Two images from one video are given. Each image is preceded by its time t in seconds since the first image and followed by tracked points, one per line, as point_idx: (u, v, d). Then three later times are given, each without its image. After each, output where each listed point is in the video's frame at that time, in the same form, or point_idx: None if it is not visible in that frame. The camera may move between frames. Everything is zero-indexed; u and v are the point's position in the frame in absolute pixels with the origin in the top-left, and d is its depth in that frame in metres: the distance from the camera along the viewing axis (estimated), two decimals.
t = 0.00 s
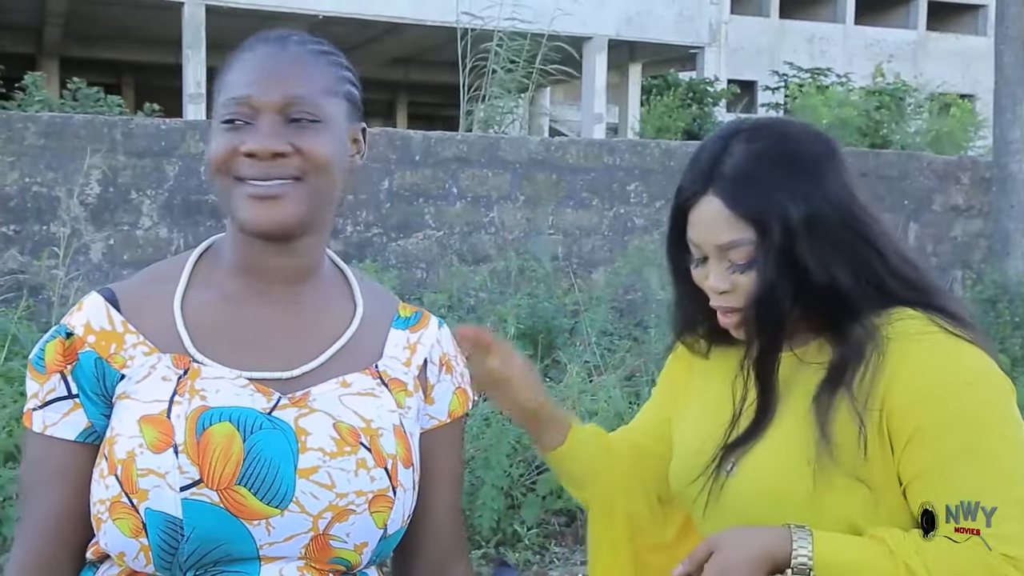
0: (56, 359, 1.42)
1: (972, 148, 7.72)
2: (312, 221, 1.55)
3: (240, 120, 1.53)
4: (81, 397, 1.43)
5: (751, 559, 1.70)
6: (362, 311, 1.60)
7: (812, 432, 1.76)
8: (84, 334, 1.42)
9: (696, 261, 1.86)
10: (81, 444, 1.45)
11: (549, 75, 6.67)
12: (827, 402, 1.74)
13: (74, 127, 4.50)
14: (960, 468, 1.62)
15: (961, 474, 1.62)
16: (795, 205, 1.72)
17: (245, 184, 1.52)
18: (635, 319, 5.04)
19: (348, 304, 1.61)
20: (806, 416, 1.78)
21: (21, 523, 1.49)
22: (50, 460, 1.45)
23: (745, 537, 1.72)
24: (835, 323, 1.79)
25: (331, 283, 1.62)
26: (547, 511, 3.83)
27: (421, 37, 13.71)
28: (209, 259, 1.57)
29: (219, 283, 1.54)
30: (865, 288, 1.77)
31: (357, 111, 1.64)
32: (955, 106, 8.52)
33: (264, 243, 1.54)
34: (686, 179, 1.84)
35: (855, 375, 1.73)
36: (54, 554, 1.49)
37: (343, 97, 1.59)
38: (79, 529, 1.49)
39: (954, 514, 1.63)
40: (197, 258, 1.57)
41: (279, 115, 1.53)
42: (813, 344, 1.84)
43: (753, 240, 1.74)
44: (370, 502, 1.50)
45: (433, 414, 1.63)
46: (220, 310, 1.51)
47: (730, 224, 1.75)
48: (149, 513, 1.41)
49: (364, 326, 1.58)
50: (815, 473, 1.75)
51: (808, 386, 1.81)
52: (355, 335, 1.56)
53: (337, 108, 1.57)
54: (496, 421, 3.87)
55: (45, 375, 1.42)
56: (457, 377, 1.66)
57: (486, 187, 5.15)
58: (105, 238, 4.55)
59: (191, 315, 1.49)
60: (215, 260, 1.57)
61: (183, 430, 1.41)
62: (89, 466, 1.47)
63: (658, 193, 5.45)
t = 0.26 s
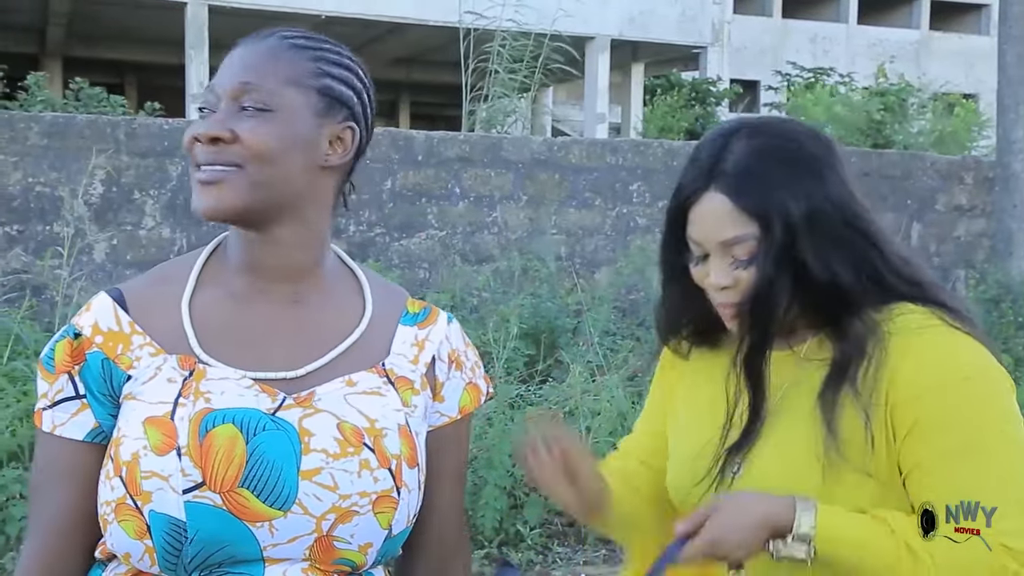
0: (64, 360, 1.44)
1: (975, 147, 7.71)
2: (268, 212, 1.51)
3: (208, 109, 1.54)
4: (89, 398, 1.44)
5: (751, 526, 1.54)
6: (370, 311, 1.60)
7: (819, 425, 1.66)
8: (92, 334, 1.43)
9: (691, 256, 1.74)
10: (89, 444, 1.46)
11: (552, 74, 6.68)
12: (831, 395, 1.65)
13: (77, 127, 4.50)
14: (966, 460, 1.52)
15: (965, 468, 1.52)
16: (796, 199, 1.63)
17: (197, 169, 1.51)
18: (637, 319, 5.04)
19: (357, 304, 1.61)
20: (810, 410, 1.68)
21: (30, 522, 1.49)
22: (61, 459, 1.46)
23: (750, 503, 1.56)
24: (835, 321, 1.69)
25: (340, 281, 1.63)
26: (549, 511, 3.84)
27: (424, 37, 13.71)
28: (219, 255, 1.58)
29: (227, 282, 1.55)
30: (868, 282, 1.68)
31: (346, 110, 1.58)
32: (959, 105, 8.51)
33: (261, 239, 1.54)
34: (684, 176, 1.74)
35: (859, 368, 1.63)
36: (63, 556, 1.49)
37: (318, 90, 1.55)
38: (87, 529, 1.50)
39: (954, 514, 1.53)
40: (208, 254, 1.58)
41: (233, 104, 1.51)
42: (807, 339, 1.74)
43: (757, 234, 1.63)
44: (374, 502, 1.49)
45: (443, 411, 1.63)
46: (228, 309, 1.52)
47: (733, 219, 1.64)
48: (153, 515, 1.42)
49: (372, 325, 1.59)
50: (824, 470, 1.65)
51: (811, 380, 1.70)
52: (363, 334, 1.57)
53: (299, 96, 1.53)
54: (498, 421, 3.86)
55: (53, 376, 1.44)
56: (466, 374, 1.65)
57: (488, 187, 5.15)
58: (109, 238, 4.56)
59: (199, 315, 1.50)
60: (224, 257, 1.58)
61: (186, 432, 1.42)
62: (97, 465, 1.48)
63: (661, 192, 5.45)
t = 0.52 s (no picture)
0: (71, 359, 1.43)
1: (979, 149, 7.71)
2: (260, 214, 1.50)
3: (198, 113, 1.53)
4: (96, 397, 1.44)
5: (755, 478, 1.62)
6: (376, 311, 1.60)
7: (831, 404, 1.73)
8: (99, 334, 1.43)
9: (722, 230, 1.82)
10: (96, 443, 1.46)
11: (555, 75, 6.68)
12: (846, 375, 1.71)
13: (81, 128, 4.50)
14: (972, 448, 1.58)
15: (972, 466, 1.58)
16: (834, 178, 1.72)
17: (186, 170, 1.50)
18: (640, 320, 5.04)
19: (362, 305, 1.61)
20: (823, 389, 1.75)
21: (35, 521, 1.50)
22: (67, 459, 1.46)
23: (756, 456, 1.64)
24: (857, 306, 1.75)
25: (343, 284, 1.63)
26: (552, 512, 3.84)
27: (426, 38, 13.72)
28: (226, 258, 1.59)
29: (233, 284, 1.55)
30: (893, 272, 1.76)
31: (335, 109, 1.56)
32: (962, 107, 8.50)
33: (261, 241, 1.54)
34: (727, 150, 1.83)
35: (876, 351, 1.70)
36: (69, 554, 1.50)
37: (303, 89, 1.53)
38: (93, 527, 1.50)
39: (954, 515, 1.59)
40: (214, 258, 1.58)
41: (219, 106, 1.50)
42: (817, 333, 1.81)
43: (792, 210, 1.71)
44: (378, 502, 1.49)
45: (448, 409, 1.62)
46: (234, 310, 1.52)
47: (771, 191, 1.73)
48: (158, 513, 1.42)
49: (379, 324, 1.58)
50: (830, 448, 1.73)
51: (827, 362, 1.77)
52: (369, 333, 1.56)
53: (282, 98, 1.51)
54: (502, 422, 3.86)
55: (61, 375, 1.44)
56: (471, 372, 1.65)
57: (491, 188, 5.15)
58: (112, 238, 4.56)
59: (205, 316, 1.50)
60: (230, 260, 1.58)
61: (191, 431, 1.41)
62: (102, 463, 1.48)
63: (663, 193, 5.45)
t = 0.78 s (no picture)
0: (73, 356, 1.46)
1: (981, 150, 7.71)
2: (254, 214, 1.50)
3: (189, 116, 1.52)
4: (96, 393, 1.46)
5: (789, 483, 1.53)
6: (376, 307, 1.60)
7: (840, 406, 1.67)
8: (99, 332, 1.46)
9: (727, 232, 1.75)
10: (96, 440, 1.48)
11: (557, 76, 6.68)
12: (856, 377, 1.66)
13: (83, 128, 4.50)
14: (988, 454, 1.53)
15: (986, 465, 1.53)
16: (843, 178, 1.64)
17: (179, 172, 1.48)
18: (642, 320, 5.04)
19: (363, 302, 1.61)
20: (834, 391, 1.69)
21: (38, 519, 1.51)
22: (69, 455, 1.48)
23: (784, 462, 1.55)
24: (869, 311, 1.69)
25: (344, 281, 1.63)
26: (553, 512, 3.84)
27: (428, 38, 13.73)
28: (227, 257, 1.60)
29: (234, 282, 1.56)
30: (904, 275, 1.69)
31: (324, 108, 1.55)
32: (964, 108, 8.51)
33: (256, 241, 1.54)
34: (733, 149, 1.76)
35: (887, 352, 1.64)
36: (70, 550, 1.51)
37: (291, 89, 1.52)
38: (93, 523, 1.52)
39: (954, 514, 1.54)
40: (216, 258, 1.60)
41: (208, 110, 1.49)
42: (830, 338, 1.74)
43: (798, 208, 1.64)
44: (371, 498, 1.49)
45: (448, 407, 1.62)
46: (233, 306, 1.54)
47: (777, 190, 1.65)
48: (151, 507, 1.43)
49: (379, 321, 1.59)
50: (837, 449, 1.66)
51: (837, 364, 1.71)
52: (368, 330, 1.57)
53: (271, 100, 1.50)
54: (503, 423, 3.86)
55: (64, 373, 1.46)
56: (473, 370, 1.64)
57: (493, 188, 5.16)
58: (114, 238, 4.57)
59: (203, 312, 1.52)
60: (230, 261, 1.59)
61: (184, 425, 1.42)
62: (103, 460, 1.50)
63: (665, 194, 5.45)
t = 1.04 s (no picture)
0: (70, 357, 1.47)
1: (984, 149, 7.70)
2: (246, 214, 1.50)
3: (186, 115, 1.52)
4: (93, 394, 1.47)
5: (794, 505, 1.51)
6: (374, 307, 1.60)
7: (850, 417, 1.62)
8: (97, 333, 1.47)
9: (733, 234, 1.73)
10: (93, 440, 1.49)
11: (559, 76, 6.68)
12: (868, 386, 1.61)
13: (85, 127, 4.50)
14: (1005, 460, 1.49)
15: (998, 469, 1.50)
16: (851, 187, 1.62)
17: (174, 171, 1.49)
18: (644, 320, 5.04)
19: (361, 301, 1.61)
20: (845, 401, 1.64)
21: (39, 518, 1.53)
22: (69, 455, 1.50)
23: (790, 483, 1.53)
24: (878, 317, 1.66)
25: (342, 280, 1.63)
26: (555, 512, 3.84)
27: (431, 38, 13.74)
28: (226, 258, 1.61)
29: (232, 283, 1.57)
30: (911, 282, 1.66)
31: (321, 106, 1.55)
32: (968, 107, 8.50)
33: (253, 239, 1.55)
34: (743, 150, 1.75)
35: (899, 361, 1.60)
36: (70, 549, 1.53)
37: (287, 88, 1.52)
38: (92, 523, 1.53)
39: (955, 514, 1.53)
40: (215, 258, 1.61)
41: (203, 109, 1.49)
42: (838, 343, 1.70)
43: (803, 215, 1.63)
44: (364, 499, 1.48)
45: (447, 408, 1.61)
46: (230, 306, 1.54)
47: (783, 196, 1.64)
48: (142, 508, 1.43)
49: (377, 321, 1.59)
50: (848, 460, 1.61)
51: (848, 372, 1.66)
52: (365, 329, 1.57)
53: (266, 97, 1.50)
54: (506, 422, 3.87)
55: (63, 373, 1.48)
56: (473, 371, 1.64)
57: (495, 188, 5.15)
58: (116, 237, 4.57)
59: (199, 313, 1.53)
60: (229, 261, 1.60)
61: (176, 426, 1.43)
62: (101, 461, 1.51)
63: (668, 194, 5.45)
